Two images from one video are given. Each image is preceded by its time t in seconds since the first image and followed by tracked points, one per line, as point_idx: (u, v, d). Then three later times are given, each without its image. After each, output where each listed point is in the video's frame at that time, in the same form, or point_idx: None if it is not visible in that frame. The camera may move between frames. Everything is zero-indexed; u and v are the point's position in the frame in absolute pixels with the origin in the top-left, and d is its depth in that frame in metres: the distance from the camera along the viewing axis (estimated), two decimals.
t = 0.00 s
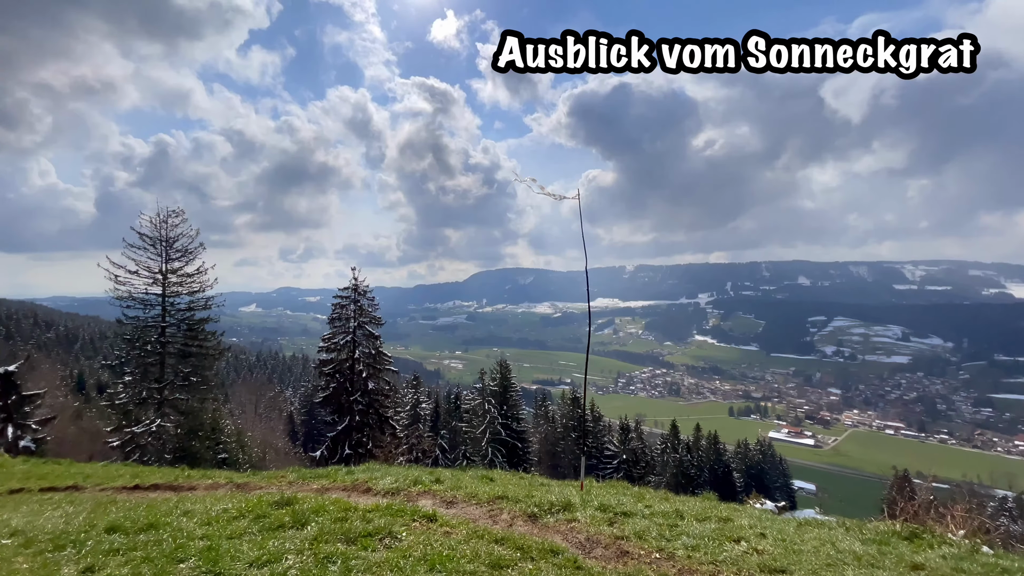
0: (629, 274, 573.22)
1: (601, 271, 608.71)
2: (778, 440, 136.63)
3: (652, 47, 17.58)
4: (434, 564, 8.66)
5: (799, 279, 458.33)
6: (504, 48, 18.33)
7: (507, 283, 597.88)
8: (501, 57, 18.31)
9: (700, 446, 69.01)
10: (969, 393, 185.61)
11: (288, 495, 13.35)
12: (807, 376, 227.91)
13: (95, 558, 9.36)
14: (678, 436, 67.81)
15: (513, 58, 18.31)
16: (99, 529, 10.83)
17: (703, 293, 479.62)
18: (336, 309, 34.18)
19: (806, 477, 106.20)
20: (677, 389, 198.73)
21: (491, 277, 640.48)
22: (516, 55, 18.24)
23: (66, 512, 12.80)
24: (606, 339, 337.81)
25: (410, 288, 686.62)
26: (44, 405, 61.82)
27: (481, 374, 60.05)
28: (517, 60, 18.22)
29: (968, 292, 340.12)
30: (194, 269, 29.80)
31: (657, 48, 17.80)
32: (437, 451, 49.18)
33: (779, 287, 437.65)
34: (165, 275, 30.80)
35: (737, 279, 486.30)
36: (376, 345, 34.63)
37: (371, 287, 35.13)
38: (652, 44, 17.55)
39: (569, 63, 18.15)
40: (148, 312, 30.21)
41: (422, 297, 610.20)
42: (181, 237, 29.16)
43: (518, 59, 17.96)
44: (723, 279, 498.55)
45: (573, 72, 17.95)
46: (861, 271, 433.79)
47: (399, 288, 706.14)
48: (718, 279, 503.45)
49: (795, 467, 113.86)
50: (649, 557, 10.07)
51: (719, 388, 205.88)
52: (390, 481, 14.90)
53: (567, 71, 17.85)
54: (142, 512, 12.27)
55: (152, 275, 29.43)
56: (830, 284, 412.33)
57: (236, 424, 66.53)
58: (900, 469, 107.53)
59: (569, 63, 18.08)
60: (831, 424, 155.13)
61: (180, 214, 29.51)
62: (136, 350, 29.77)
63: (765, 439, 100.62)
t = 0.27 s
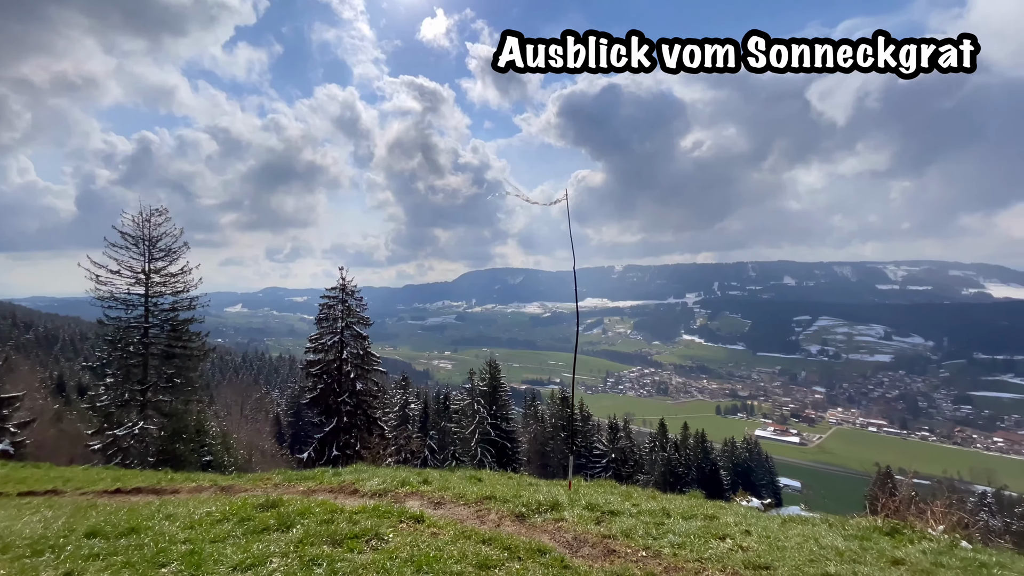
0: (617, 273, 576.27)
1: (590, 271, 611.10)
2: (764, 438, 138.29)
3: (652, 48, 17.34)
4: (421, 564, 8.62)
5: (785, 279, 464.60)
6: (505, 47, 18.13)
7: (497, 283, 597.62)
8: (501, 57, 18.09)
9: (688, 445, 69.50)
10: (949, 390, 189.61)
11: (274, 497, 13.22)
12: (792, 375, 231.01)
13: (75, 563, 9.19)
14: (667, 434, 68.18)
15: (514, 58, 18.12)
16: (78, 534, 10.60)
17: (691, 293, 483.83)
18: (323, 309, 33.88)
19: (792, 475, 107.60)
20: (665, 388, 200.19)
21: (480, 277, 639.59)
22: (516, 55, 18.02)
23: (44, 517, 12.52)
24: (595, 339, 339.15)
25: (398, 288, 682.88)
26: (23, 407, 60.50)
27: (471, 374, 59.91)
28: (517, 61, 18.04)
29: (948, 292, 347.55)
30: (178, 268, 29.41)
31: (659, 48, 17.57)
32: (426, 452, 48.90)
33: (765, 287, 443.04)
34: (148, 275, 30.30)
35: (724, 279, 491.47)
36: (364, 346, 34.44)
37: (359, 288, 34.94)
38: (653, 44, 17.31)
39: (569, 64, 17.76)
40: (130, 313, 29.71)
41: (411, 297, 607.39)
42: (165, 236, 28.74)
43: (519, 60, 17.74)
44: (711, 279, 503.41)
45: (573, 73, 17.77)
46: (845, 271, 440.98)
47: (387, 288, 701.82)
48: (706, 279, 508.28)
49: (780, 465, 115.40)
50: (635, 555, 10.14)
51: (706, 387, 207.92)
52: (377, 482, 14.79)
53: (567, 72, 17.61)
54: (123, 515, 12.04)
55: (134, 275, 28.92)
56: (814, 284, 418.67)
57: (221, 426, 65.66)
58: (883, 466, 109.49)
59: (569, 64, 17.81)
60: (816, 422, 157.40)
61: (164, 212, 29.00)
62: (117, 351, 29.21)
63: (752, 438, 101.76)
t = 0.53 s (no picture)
0: (606, 273, 578.91)
1: (579, 271, 613.25)
2: (750, 436, 139.95)
3: (651, 49, 17.01)
4: (408, 566, 8.58)
5: (771, 279, 470.78)
6: (505, 47, 17.96)
7: (486, 283, 597.14)
8: (501, 57, 17.97)
9: (676, 443, 70.13)
10: (930, 388, 193.61)
11: (259, 499, 13.08)
12: (778, 373, 234.09)
13: (54, 568, 8.98)
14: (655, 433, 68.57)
15: (514, 58, 17.96)
16: (56, 539, 10.40)
17: (679, 292, 488.02)
18: (310, 309, 33.52)
19: (778, 472, 109.00)
20: (653, 387, 201.64)
21: (470, 277, 638.70)
22: (516, 55, 17.92)
23: (21, 521, 12.22)
24: (584, 338, 340.42)
25: (387, 288, 678.60)
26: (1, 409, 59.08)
27: (460, 374, 59.81)
28: (517, 60, 17.88)
29: (929, 292, 354.88)
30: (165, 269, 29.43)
31: (659, 50, 17.30)
32: (415, 453, 48.63)
33: (751, 287, 448.43)
34: (130, 274, 29.73)
35: (712, 279, 496.61)
36: (352, 346, 34.26)
37: (347, 287, 34.68)
38: (653, 45, 16.96)
39: (569, 63, 17.71)
40: (112, 312, 29.13)
41: (400, 297, 604.52)
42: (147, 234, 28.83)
43: (519, 60, 17.64)
44: (699, 279, 508.30)
45: (572, 73, 17.63)
46: (830, 271, 448.13)
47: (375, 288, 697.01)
48: (693, 279, 513.04)
49: (766, 462, 116.89)
50: (622, 553, 10.20)
51: (694, 386, 209.88)
52: (364, 483, 14.69)
53: (566, 73, 17.49)
54: (103, 520, 11.79)
55: (115, 274, 28.34)
56: (800, 284, 424.75)
57: (206, 428, 64.72)
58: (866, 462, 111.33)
59: (568, 64, 17.68)
60: (801, 420, 159.72)
61: (147, 210, 29.00)
62: (99, 352, 28.70)
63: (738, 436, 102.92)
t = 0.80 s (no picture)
0: (595, 273, 581.34)
1: (568, 271, 615.14)
2: (737, 434, 141.45)
3: (652, 49, 17.31)
4: (395, 567, 8.52)
5: (757, 279, 476.71)
6: (504, 48, 17.97)
7: (475, 283, 596.10)
8: (501, 57, 17.97)
9: (664, 441, 70.65)
10: (911, 386, 197.62)
11: (244, 501, 12.94)
12: (764, 372, 237.06)
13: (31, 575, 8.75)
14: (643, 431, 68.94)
15: (513, 58, 17.94)
16: (34, 543, 10.15)
17: (667, 292, 491.80)
18: (297, 309, 33.21)
19: (764, 470, 110.26)
20: (641, 386, 202.89)
21: (459, 277, 637.18)
22: (516, 55, 17.92)
23: None
24: (573, 338, 341.38)
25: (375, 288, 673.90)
26: None
27: (449, 374, 59.61)
28: (517, 61, 17.86)
29: (910, 292, 362.13)
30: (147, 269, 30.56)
31: (658, 50, 17.56)
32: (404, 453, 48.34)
33: (738, 287, 453.59)
34: (112, 273, 29.28)
35: (699, 279, 501.28)
36: (340, 346, 33.98)
37: (335, 287, 34.40)
38: (653, 45, 17.28)
39: (570, 63, 17.74)
40: (93, 313, 28.65)
41: (388, 296, 600.66)
42: (129, 234, 30.09)
43: (519, 61, 17.71)
44: (686, 279, 512.89)
45: (572, 73, 17.68)
46: (814, 271, 455.07)
47: (364, 287, 691.70)
48: (681, 279, 517.53)
49: (752, 460, 118.34)
50: (609, 552, 10.24)
51: (682, 385, 211.65)
52: (351, 484, 14.58)
53: (567, 72, 17.52)
54: (82, 524, 11.54)
55: (97, 274, 28.05)
56: (785, 284, 430.66)
57: (190, 429, 63.70)
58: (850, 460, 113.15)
59: (568, 64, 17.74)
60: (787, 418, 161.86)
61: (130, 208, 30.34)
62: (79, 353, 28.12)
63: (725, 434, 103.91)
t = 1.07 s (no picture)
0: (584, 273, 583.20)
1: (557, 271, 616.86)
2: (723, 432, 143.05)
3: (653, 48, 17.38)
4: (380, 569, 8.46)
5: (743, 279, 482.78)
6: (504, 48, 17.94)
7: (464, 283, 594.97)
8: (501, 57, 17.92)
9: (652, 440, 71.15)
10: (893, 384, 201.64)
11: (227, 504, 12.75)
12: (750, 371, 240.10)
13: None
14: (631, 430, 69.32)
15: (514, 58, 17.90)
16: (10, 549, 9.92)
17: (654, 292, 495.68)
18: (283, 309, 32.86)
19: (750, 468, 111.56)
20: (629, 386, 204.25)
21: (447, 277, 635.37)
22: (516, 55, 17.89)
23: None
24: (562, 337, 342.34)
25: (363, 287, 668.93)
26: None
27: (437, 374, 59.37)
28: (517, 60, 17.82)
29: (891, 292, 369.50)
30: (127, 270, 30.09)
31: (659, 50, 17.64)
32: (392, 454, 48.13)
33: (724, 287, 458.83)
34: (92, 273, 28.69)
35: (686, 279, 506.04)
36: (326, 346, 33.67)
37: (321, 287, 34.15)
38: (654, 45, 17.35)
39: (570, 63, 17.72)
40: (72, 313, 28.06)
41: (376, 296, 596.76)
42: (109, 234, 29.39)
43: (519, 60, 17.62)
44: (673, 279, 517.49)
45: (573, 73, 17.64)
46: (799, 272, 462.07)
47: (351, 287, 685.87)
48: (668, 279, 521.98)
49: (738, 458, 119.75)
50: (596, 550, 10.28)
51: (669, 384, 213.48)
52: (337, 486, 14.47)
53: (567, 72, 17.51)
54: (61, 529, 11.28)
55: (76, 274, 27.50)
56: (770, 284, 436.76)
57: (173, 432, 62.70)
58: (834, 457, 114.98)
59: (568, 64, 17.71)
60: (772, 416, 164.09)
61: (109, 207, 29.64)
62: (57, 354, 27.43)
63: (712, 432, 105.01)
